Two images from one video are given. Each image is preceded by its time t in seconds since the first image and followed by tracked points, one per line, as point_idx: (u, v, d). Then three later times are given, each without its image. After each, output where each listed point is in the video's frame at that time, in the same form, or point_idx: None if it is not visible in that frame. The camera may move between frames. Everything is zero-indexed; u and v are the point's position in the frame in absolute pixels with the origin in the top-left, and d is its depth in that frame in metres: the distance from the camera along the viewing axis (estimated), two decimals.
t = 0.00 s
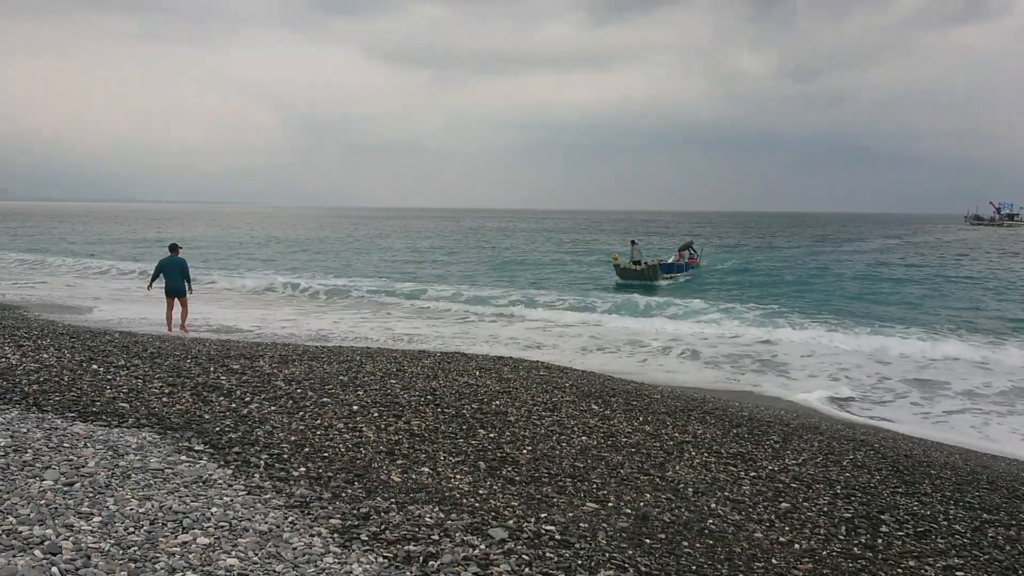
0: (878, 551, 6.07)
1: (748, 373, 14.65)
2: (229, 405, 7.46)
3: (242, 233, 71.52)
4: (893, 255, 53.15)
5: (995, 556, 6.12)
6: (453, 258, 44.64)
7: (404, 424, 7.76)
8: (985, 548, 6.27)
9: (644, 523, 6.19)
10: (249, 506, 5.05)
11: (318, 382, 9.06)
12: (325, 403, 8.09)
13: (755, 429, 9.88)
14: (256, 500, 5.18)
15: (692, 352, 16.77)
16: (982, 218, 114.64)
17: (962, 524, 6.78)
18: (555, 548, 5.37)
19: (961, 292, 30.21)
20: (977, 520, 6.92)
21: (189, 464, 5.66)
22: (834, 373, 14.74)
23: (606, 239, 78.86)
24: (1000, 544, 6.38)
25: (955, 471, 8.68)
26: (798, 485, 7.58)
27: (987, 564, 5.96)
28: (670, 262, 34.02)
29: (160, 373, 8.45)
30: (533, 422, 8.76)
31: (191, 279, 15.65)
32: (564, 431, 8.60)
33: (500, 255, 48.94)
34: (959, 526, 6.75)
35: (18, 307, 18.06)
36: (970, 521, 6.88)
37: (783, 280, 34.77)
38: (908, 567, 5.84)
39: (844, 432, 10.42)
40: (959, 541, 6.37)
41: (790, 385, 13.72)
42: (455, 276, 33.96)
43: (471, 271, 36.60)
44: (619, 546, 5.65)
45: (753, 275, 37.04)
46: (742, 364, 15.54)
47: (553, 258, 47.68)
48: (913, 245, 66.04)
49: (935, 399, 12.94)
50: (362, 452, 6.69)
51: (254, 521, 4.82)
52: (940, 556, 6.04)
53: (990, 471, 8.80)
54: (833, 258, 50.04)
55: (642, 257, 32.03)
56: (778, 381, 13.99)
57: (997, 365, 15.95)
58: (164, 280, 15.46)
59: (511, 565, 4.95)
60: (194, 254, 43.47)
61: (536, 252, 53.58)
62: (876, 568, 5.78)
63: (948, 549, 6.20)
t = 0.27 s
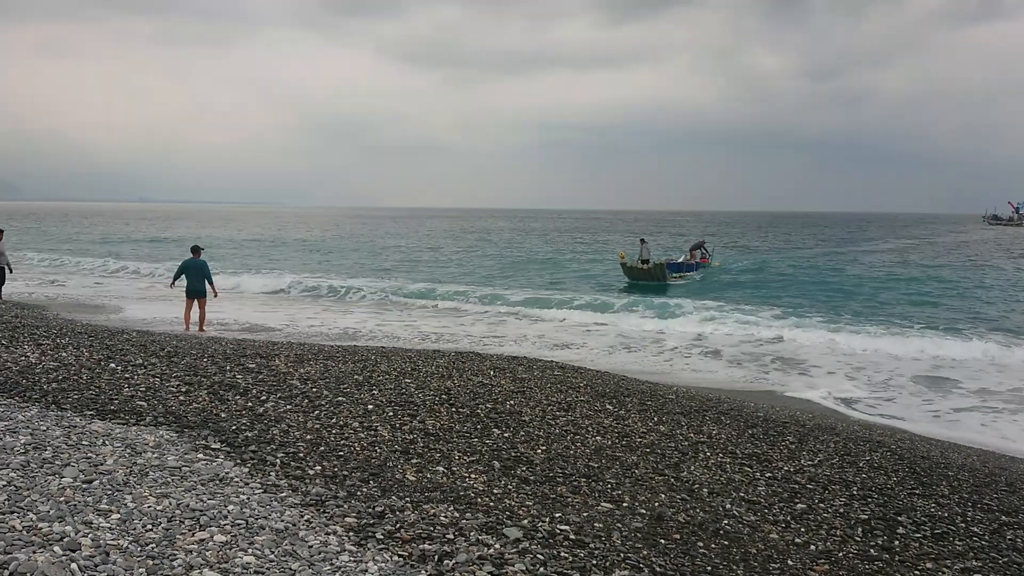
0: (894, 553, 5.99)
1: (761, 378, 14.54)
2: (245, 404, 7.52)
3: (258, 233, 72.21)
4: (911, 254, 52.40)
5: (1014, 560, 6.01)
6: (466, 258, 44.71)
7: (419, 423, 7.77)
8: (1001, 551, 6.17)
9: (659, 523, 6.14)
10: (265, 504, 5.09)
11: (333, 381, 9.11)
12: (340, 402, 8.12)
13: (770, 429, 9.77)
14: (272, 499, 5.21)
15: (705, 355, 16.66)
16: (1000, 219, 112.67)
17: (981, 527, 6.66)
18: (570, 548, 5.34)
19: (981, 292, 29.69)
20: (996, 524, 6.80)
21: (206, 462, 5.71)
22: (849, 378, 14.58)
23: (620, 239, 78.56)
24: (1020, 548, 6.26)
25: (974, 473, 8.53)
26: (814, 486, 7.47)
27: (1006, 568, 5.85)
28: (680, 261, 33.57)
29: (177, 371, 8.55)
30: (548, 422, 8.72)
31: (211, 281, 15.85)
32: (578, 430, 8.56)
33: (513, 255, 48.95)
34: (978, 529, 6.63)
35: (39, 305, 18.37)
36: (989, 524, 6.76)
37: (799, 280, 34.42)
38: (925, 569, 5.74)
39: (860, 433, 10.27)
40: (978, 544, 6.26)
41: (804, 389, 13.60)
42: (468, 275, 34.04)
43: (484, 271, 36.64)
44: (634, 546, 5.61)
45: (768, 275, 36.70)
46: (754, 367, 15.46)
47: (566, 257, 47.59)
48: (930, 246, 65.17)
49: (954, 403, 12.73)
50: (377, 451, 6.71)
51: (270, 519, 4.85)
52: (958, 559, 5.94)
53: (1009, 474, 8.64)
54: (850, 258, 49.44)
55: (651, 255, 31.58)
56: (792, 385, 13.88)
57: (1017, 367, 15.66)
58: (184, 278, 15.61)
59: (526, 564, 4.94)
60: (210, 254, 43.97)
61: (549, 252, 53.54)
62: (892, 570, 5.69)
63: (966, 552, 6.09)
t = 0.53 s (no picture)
0: (911, 555, 5.89)
1: (776, 381, 14.37)
2: (261, 402, 7.58)
3: (273, 232, 72.86)
4: (930, 254, 51.61)
5: None
6: (479, 258, 44.76)
7: (433, 422, 7.77)
8: (1021, 554, 6.05)
9: (674, 524, 6.08)
10: (281, 502, 5.12)
11: (348, 380, 9.16)
12: (355, 401, 8.16)
13: (786, 430, 9.65)
14: (288, 497, 5.23)
15: (719, 357, 16.51)
16: (1020, 220, 110.59)
17: (999, 529, 6.54)
18: (585, 548, 5.31)
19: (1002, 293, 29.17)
20: (1016, 526, 6.67)
21: (222, 459, 5.76)
22: (865, 382, 14.37)
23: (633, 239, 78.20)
24: None
25: (993, 474, 8.37)
26: (830, 487, 7.37)
27: None
28: (688, 260, 33.07)
29: (193, 370, 8.64)
30: (562, 421, 8.69)
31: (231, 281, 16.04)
32: (593, 430, 8.52)
33: (526, 254, 48.91)
34: (996, 531, 6.51)
35: (59, 304, 18.67)
36: (1009, 527, 6.63)
37: (815, 279, 34.04)
38: (943, 571, 5.65)
39: (875, 433, 10.13)
40: (997, 547, 6.14)
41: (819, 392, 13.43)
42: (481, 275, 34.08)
43: (497, 270, 36.65)
44: (648, 546, 5.56)
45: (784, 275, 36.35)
46: (768, 370, 15.31)
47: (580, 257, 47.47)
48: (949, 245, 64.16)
49: (973, 407, 12.51)
50: (392, 449, 6.73)
51: (286, 517, 4.87)
52: (976, 562, 5.84)
53: None
54: (867, 258, 48.82)
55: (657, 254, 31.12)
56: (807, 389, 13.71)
57: None
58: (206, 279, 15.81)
59: (541, 563, 4.91)
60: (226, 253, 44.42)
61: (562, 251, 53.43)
62: (909, 572, 5.60)
63: (985, 554, 5.98)
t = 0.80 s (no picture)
0: (930, 557, 5.79)
1: (793, 381, 14.18)
2: (277, 400, 7.64)
3: (289, 231, 73.50)
4: (951, 253, 50.68)
5: None
6: (493, 256, 44.75)
7: (449, 421, 7.77)
8: None
9: (689, 523, 6.02)
10: (298, 499, 5.15)
11: (364, 378, 9.20)
12: (370, 399, 8.20)
13: (802, 430, 9.53)
14: (305, 494, 5.26)
15: (734, 357, 16.35)
16: None
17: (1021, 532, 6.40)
18: (600, 547, 5.27)
19: None
20: None
21: (239, 457, 5.81)
22: (884, 383, 14.14)
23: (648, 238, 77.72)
24: None
25: (1015, 476, 8.19)
26: (847, 487, 7.25)
27: None
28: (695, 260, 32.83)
29: (211, 367, 8.73)
30: (577, 420, 8.65)
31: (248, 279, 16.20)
32: (608, 430, 8.47)
33: (541, 253, 48.82)
34: (1018, 534, 6.37)
35: (80, 302, 18.97)
36: None
37: (833, 279, 33.59)
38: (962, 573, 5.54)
39: (893, 434, 9.96)
40: (1019, 549, 6.02)
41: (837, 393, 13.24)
42: (495, 273, 34.07)
43: (511, 269, 36.62)
44: (664, 546, 5.51)
45: (801, 274, 35.91)
46: (784, 370, 15.13)
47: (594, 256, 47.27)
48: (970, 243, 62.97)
49: (996, 410, 12.26)
50: (408, 447, 6.75)
51: (302, 515, 4.90)
52: (996, 564, 5.73)
53: None
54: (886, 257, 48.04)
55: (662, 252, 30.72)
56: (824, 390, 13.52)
57: None
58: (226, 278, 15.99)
59: (557, 562, 4.89)
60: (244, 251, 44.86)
61: (577, 250, 53.23)
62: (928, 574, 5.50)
63: (1005, 557, 5.86)
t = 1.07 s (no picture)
0: (953, 560, 5.66)
1: (814, 382, 13.95)
2: (296, 399, 7.70)
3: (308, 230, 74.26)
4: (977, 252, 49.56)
5: None
6: (510, 256, 44.73)
7: (466, 420, 7.77)
8: None
9: (707, 524, 5.95)
10: (317, 497, 5.17)
11: (381, 377, 9.24)
12: (388, 398, 8.22)
13: (822, 431, 9.37)
14: (323, 492, 5.29)
15: (754, 357, 16.13)
16: None
17: None
18: (618, 547, 5.23)
19: None
20: None
21: (258, 454, 5.86)
22: (909, 385, 13.85)
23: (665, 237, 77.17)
24: None
25: None
26: (867, 489, 7.12)
27: None
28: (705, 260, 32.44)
29: (230, 366, 8.83)
30: (594, 420, 8.60)
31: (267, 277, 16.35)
32: (625, 430, 8.40)
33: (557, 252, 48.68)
34: None
35: (104, 300, 19.31)
36: None
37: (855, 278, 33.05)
38: None
39: (914, 436, 9.77)
40: None
41: (859, 394, 13.00)
42: (512, 273, 34.05)
43: (527, 268, 36.56)
44: (682, 546, 5.45)
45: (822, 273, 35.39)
46: (805, 370, 14.90)
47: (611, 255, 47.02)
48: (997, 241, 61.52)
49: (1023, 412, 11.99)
50: (425, 446, 6.75)
51: (321, 512, 4.92)
52: (1020, 568, 5.60)
53: None
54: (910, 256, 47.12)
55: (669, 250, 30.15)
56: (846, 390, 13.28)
57: None
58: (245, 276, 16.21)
59: (574, 562, 4.86)
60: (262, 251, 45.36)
61: (593, 249, 52.98)
62: None
63: None
